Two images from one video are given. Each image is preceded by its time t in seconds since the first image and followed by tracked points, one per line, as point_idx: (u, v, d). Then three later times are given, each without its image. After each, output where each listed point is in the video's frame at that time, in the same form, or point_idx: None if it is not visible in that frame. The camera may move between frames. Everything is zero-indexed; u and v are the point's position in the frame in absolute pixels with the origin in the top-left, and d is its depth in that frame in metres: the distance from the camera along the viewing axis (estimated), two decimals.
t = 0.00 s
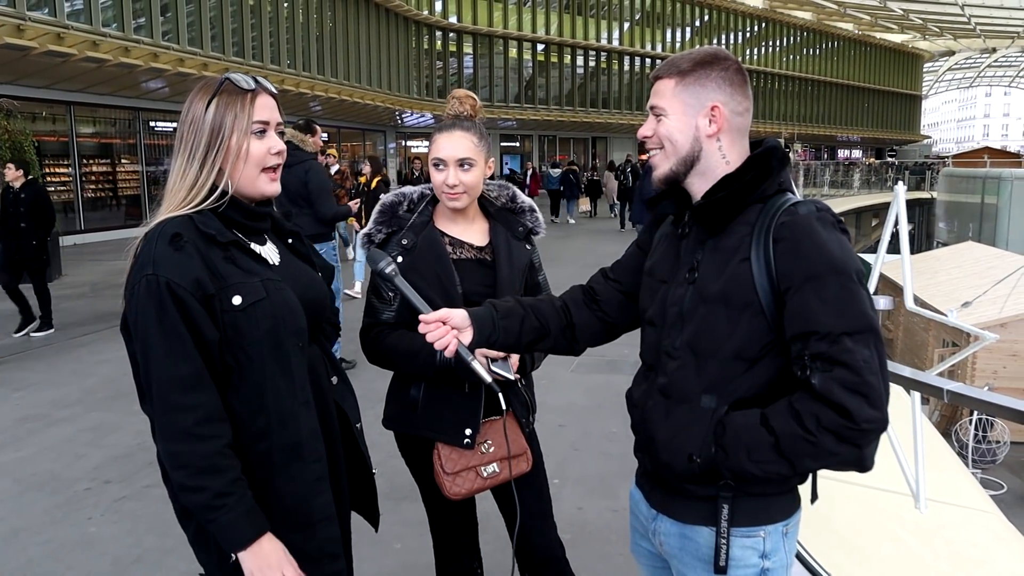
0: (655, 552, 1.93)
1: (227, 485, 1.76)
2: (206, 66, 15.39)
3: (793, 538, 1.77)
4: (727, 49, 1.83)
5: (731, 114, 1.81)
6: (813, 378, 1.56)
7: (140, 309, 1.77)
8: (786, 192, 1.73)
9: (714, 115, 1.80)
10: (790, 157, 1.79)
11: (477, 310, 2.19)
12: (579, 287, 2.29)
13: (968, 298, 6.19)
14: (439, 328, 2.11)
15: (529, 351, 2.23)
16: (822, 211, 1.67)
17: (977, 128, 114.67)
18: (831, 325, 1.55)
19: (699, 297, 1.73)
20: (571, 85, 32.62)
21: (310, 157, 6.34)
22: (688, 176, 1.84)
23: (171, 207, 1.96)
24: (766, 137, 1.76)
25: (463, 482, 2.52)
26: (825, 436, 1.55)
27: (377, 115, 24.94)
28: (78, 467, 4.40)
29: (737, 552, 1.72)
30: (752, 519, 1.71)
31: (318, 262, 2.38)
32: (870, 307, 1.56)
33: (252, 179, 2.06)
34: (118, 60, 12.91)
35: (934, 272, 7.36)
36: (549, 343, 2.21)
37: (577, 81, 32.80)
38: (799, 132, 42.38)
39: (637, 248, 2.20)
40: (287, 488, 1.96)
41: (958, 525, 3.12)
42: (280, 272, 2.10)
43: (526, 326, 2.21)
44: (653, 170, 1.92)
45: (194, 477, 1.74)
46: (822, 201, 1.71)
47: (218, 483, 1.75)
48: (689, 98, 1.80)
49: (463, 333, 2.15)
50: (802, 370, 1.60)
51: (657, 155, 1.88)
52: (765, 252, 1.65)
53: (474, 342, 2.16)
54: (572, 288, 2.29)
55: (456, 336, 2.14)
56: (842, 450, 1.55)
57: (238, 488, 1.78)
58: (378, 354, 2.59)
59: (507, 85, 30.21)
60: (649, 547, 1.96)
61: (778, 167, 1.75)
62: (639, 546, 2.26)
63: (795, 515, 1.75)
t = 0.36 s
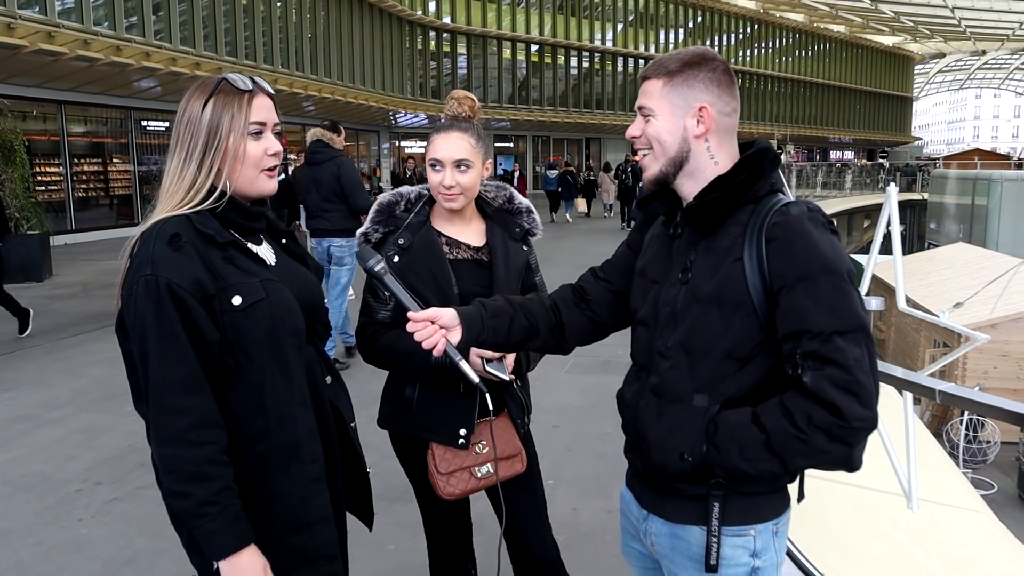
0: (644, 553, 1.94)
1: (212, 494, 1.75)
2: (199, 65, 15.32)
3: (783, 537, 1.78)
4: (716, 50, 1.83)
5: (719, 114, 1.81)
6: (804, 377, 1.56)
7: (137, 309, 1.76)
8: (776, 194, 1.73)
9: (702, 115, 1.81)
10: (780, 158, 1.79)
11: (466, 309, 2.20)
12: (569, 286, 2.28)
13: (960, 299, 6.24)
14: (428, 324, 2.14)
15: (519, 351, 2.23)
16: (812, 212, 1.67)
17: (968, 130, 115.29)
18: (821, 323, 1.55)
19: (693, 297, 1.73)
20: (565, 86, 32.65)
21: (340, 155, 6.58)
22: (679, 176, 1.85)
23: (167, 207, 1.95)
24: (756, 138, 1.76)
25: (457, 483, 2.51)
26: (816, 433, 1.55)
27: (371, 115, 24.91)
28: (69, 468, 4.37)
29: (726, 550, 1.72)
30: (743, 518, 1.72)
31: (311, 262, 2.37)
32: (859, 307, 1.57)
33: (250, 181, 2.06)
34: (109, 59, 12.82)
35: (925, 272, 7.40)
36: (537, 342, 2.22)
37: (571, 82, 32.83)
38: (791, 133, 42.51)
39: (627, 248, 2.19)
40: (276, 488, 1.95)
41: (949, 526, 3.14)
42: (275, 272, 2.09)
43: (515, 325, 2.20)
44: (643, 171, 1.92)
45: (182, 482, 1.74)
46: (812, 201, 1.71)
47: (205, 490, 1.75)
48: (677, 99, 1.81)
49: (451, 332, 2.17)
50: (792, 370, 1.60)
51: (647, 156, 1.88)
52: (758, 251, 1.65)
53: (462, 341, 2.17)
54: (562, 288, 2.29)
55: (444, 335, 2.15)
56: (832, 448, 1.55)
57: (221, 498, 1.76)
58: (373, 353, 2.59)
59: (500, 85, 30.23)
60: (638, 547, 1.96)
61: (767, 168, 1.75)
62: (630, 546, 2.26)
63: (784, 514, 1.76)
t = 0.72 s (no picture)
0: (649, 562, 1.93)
1: (190, 510, 1.76)
2: (202, 72, 15.37)
3: (789, 545, 1.77)
4: (718, 57, 1.83)
5: (723, 122, 1.81)
6: (810, 384, 1.56)
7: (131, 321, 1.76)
8: (782, 202, 1.73)
9: (706, 123, 1.81)
10: (785, 164, 1.79)
11: (467, 317, 2.20)
12: (571, 293, 2.28)
13: (962, 306, 6.23)
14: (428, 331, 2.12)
15: (521, 358, 2.23)
16: (817, 220, 1.67)
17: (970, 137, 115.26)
18: (828, 331, 1.55)
19: (698, 305, 1.73)
20: (567, 92, 32.73)
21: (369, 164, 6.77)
22: (683, 184, 1.85)
23: (168, 215, 1.96)
24: (762, 147, 1.76)
25: (464, 490, 2.51)
26: (821, 441, 1.55)
27: (373, 121, 24.97)
28: (71, 474, 4.37)
29: (731, 559, 1.72)
30: (749, 527, 1.72)
31: (314, 270, 2.37)
32: (865, 314, 1.57)
33: (253, 188, 2.06)
34: (114, 65, 12.87)
35: (928, 279, 7.40)
36: (539, 349, 2.21)
37: (573, 89, 32.90)
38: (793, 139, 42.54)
39: (631, 256, 2.19)
40: (273, 499, 1.94)
41: (952, 533, 3.13)
42: (275, 282, 2.09)
43: (516, 333, 2.21)
44: (647, 179, 1.92)
45: (164, 495, 1.74)
46: (818, 209, 1.71)
47: (184, 506, 1.75)
48: (681, 108, 1.81)
49: (452, 340, 2.16)
50: (798, 378, 1.60)
51: (650, 163, 1.88)
52: (764, 259, 1.65)
53: (463, 349, 2.16)
54: (564, 295, 2.29)
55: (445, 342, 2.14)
56: (839, 456, 1.54)
57: (197, 517, 1.77)
58: (378, 361, 2.59)
59: (503, 92, 30.31)
60: (643, 556, 1.95)
61: (771, 175, 1.75)
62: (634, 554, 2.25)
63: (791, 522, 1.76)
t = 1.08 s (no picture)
0: None
1: (177, 523, 1.75)
2: (202, 88, 15.44)
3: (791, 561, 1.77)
4: (714, 74, 1.85)
5: (719, 138, 1.82)
6: (814, 400, 1.56)
7: (120, 335, 1.76)
8: (778, 217, 1.74)
9: (702, 140, 1.82)
10: (782, 181, 1.80)
11: (462, 334, 2.19)
12: (567, 309, 2.28)
13: (960, 321, 6.23)
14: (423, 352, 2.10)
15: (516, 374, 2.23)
16: (817, 235, 1.67)
17: (968, 153, 115.71)
18: (830, 345, 1.55)
19: (697, 320, 1.73)
20: (566, 109, 32.89)
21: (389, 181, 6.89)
22: (680, 201, 1.86)
23: (163, 230, 1.97)
24: (757, 163, 1.76)
25: (464, 505, 2.51)
26: (827, 455, 1.54)
27: (372, 138, 25.07)
28: (69, 490, 4.35)
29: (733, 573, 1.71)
30: (753, 541, 1.71)
31: (313, 286, 2.38)
32: (868, 328, 1.57)
33: (250, 204, 2.06)
34: (114, 82, 12.93)
35: (927, 295, 7.40)
36: (535, 365, 2.21)
37: (572, 105, 33.06)
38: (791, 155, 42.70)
39: (627, 271, 2.19)
40: (264, 514, 1.94)
41: (954, 549, 3.11)
42: (268, 299, 2.10)
43: (511, 350, 2.20)
44: (644, 194, 1.92)
45: (151, 508, 1.73)
46: (816, 224, 1.72)
47: (170, 520, 1.75)
48: (678, 125, 1.82)
49: (446, 357, 2.15)
50: (801, 394, 1.60)
51: (647, 180, 1.88)
52: (763, 275, 1.66)
53: (457, 369, 2.15)
54: (560, 310, 2.29)
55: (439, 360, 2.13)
56: (843, 469, 1.54)
57: (184, 529, 1.76)
58: (379, 376, 2.59)
59: (501, 108, 30.46)
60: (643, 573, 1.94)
61: (768, 191, 1.75)
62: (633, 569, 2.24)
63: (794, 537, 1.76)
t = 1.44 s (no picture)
0: None
1: (179, 530, 1.75)
2: (198, 92, 15.41)
3: (784, 562, 1.77)
4: (707, 80, 1.86)
5: (713, 142, 1.83)
6: (804, 402, 1.57)
7: (120, 339, 1.76)
8: (766, 220, 1.75)
9: (697, 144, 1.83)
10: (770, 185, 1.81)
11: (501, 344, 2.22)
12: (572, 327, 2.29)
13: (955, 325, 6.26)
14: (469, 350, 2.17)
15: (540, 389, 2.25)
16: (805, 238, 1.68)
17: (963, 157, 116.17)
18: (819, 347, 1.56)
19: (687, 324, 1.73)
20: (562, 113, 32.95)
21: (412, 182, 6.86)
22: (670, 204, 1.87)
23: (159, 234, 1.97)
24: (746, 167, 1.77)
25: (459, 510, 2.50)
26: (818, 456, 1.55)
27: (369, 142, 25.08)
28: (63, 495, 4.34)
29: None
30: (745, 543, 1.71)
31: (303, 291, 2.38)
32: (855, 330, 1.59)
33: (247, 209, 2.08)
34: (110, 86, 12.92)
35: (921, 299, 7.43)
36: (556, 380, 2.22)
37: (568, 109, 33.12)
38: (787, 159, 42.83)
39: (619, 281, 2.20)
40: (261, 521, 1.94)
41: (949, 552, 3.12)
42: (264, 304, 2.10)
43: (540, 363, 2.22)
44: (636, 197, 1.93)
45: (150, 515, 1.73)
46: (803, 226, 1.73)
47: (172, 526, 1.74)
48: (672, 127, 1.83)
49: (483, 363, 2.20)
50: (791, 397, 1.61)
51: (640, 182, 1.89)
52: (753, 278, 1.66)
53: (487, 373, 2.21)
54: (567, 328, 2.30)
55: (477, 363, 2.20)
56: (835, 469, 1.55)
57: (185, 536, 1.76)
58: (374, 381, 2.58)
59: (498, 113, 30.50)
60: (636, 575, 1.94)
61: (758, 195, 1.75)
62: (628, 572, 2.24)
63: (786, 539, 1.76)
